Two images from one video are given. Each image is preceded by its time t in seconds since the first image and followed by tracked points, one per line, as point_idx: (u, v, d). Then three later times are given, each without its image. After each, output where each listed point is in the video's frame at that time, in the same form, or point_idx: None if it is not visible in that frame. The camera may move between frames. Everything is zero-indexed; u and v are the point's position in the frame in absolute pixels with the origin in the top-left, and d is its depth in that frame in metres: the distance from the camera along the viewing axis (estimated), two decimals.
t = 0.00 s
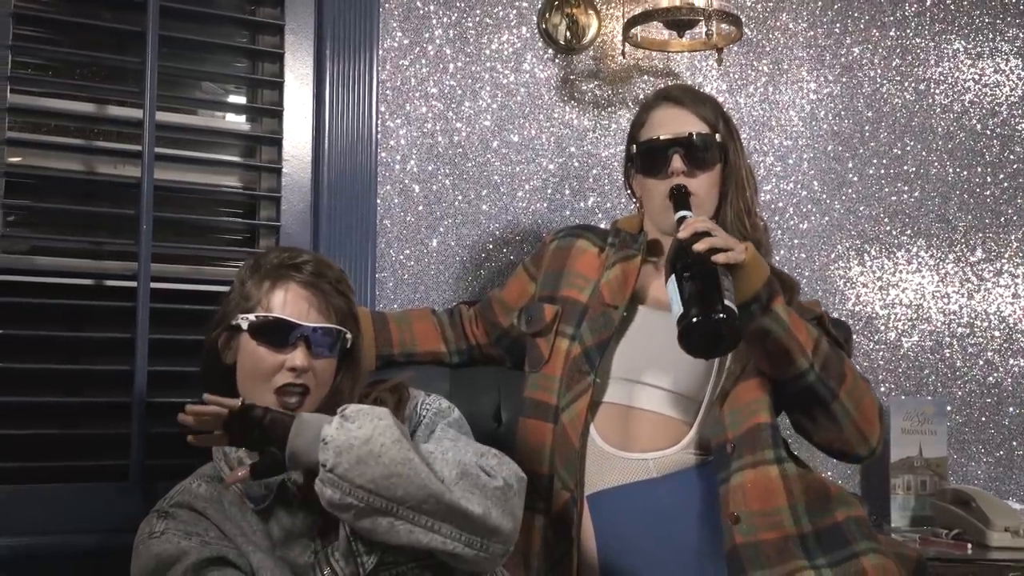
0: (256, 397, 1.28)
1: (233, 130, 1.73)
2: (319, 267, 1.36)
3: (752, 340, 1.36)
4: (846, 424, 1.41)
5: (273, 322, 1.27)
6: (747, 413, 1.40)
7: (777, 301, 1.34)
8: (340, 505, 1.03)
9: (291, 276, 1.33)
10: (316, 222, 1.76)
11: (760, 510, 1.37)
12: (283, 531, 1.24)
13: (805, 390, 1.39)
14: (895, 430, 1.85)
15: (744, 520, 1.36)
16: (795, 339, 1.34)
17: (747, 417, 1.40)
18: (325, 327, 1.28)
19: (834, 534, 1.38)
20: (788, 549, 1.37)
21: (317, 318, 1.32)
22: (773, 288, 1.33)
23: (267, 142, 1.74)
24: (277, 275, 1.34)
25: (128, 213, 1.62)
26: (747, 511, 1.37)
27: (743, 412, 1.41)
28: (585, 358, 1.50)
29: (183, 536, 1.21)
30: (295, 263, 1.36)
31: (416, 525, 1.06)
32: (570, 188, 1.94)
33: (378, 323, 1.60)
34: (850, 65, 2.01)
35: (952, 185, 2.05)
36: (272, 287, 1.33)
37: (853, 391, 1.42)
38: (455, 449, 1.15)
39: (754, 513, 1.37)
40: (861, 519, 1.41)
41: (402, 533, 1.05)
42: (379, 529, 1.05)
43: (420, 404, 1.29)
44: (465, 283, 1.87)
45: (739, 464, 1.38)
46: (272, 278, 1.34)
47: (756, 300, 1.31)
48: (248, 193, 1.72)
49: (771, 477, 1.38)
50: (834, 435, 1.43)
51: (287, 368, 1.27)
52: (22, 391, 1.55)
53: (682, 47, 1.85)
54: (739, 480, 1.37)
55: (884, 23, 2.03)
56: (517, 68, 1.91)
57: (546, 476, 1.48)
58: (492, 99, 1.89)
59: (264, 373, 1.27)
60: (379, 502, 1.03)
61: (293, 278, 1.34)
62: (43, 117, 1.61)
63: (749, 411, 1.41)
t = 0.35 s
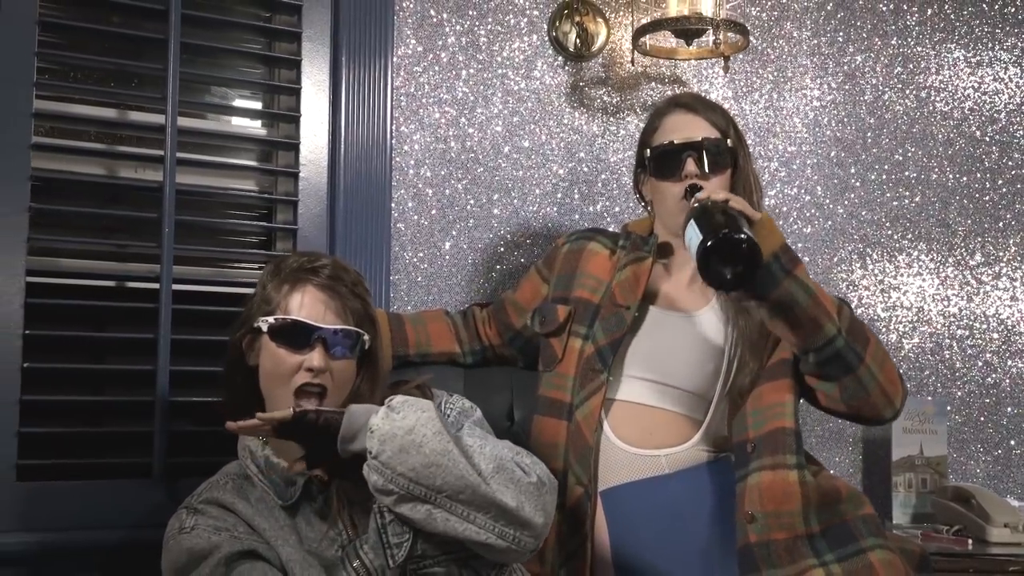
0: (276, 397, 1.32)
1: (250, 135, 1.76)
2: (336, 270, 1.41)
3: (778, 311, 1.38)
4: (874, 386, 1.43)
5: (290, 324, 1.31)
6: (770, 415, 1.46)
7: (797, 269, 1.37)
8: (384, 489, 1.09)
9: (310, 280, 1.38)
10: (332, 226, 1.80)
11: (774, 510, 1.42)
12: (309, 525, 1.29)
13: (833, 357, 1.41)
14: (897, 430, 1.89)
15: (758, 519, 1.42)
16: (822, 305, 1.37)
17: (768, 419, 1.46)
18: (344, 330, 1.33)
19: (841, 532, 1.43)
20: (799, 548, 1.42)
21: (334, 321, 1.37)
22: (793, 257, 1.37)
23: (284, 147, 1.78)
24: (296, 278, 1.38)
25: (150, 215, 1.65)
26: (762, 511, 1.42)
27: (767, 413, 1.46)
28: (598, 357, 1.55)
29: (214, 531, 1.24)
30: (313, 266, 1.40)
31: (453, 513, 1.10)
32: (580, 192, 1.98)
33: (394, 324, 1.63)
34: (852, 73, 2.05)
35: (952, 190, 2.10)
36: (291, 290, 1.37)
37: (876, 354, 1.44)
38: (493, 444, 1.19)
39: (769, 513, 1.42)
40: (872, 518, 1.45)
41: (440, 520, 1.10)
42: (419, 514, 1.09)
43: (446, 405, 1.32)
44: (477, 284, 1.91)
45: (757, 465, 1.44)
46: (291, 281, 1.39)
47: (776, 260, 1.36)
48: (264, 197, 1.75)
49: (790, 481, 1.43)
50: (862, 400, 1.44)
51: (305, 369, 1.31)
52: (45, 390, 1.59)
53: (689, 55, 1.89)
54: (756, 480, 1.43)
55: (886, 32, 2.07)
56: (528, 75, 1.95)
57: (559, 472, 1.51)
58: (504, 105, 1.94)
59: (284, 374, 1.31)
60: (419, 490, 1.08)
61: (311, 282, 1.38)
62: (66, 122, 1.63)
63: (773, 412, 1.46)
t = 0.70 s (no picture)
0: (287, 390, 1.37)
1: (261, 136, 1.80)
2: (344, 267, 1.46)
3: (786, 269, 1.46)
4: (871, 351, 1.46)
5: (298, 320, 1.36)
6: (768, 404, 1.51)
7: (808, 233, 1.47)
8: (414, 469, 1.13)
9: (318, 277, 1.43)
10: (340, 225, 1.84)
11: (775, 495, 1.47)
12: (325, 513, 1.33)
13: (835, 319, 1.46)
14: (889, 424, 1.95)
15: (760, 503, 1.46)
16: (828, 266, 1.44)
17: (767, 407, 1.51)
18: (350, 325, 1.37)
19: (839, 519, 1.49)
20: (799, 534, 1.47)
21: (340, 317, 1.42)
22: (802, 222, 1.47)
23: (294, 147, 1.83)
24: (305, 276, 1.44)
25: (164, 213, 1.69)
26: (763, 496, 1.47)
27: (765, 402, 1.51)
28: (602, 352, 1.60)
29: (232, 519, 1.29)
30: (322, 264, 1.46)
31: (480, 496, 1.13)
32: (581, 192, 2.03)
33: (402, 319, 1.68)
34: (845, 77, 2.11)
35: (942, 192, 2.16)
36: (300, 287, 1.42)
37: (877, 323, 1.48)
38: (519, 433, 1.22)
39: (769, 498, 1.47)
40: (867, 506, 1.52)
41: (466, 500, 1.13)
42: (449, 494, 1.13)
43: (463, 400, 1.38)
44: (481, 282, 1.96)
45: (758, 451, 1.49)
46: (301, 279, 1.44)
47: (788, 218, 1.45)
48: (274, 196, 1.79)
49: (790, 467, 1.48)
50: (860, 365, 1.47)
51: (313, 363, 1.36)
52: (61, 384, 1.62)
53: (689, 60, 1.95)
54: (757, 466, 1.48)
55: (879, 38, 2.13)
56: (530, 78, 2.00)
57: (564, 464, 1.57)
58: (507, 107, 1.98)
59: (293, 369, 1.36)
60: (447, 470, 1.12)
61: (318, 279, 1.43)
62: (82, 122, 1.67)
63: (770, 400, 1.51)
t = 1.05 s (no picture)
0: (282, 386, 1.38)
1: (260, 134, 1.83)
2: (333, 264, 1.46)
3: (772, 254, 1.47)
4: (855, 334, 1.48)
5: (288, 317, 1.37)
6: (755, 396, 1.55)
7: (794, 216, 1.48)
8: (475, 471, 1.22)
9: (307, 274, 1.43)
10: (337, 222, 1.87)
11: (765, 485, 1.51)
12: (328, 503, 1.35)
13: (819, 302, 1.47)
14: (874, 418, 1.99)
15: (750, 492, 1.50)
16: (812, 248, 1.45)
17: (754, 399, 1.55)
18: (339, 319, 1.38)
19: (827, 508, 1.53)
20: (788, 523, 1.51)
21: (330, 313, 1.42)
22: (789, 204, 1.47)
23: (292, 146, 1.86)
24: (293, 274, 1.44)
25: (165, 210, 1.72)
26: (754, 485, 1.50)
27: (751, 393, 1.56)
28: (596, 347, 1.63)
29: (236, 511, 1.30)
30: (310, 262, 1.46)
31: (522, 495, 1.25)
32: (573, 191, 2.07)
33: (398, 314, 1.71)
34: (832, 79, 2.15)
35: (926, 191, 2.20)
36: (288, 285, 1.43)
37: (861, 307, 1.50)
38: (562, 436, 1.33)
39: (760, 487, 1.51)
40: (854, 496, 1.56)
41: (519, 502, 1.26)
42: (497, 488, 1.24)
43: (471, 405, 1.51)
44: (476, 279, 1.99)
45: (746, 442, 1.53)
46: (290, 277, 1.45)
47: (773, 200, 1.46)
48: (272, 194, 1.81)
49: (778, 456, 1.52)
50: (843, 348, 1.49)
51: (305, 359, 1.37)
52: (63, 379, 1.65)
53: (679, 61, 1.99)
54: (747, 456, 1.52)
55: (865, 40, 2.18)
56: (523, 78, 2.03)
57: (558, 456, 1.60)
58: (501, 107, 2.02)
59: (285, 364, 1.37)
60: (509, 477, 1.22)
61: (307, 276, 1.43)
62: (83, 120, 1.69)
63: (757, 392, 1.56)
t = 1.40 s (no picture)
0: (282, 386, 1.38)
1: (259, 133, 1.85)
2: (329, 263, 1.46)
3: (764, 244, 1.51)
4: (840, 326, 1.51)
5: (287, 317, 1.38)
6: (745, 391, 1.58)
7: (786, 207, 1.51)
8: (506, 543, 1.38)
9: (304, 273, 1.43)
10: (335, 221, 1.89)
11: (757, 478, 1.54)
12: (330, 498, 1.36)
13: (805, 293, 1.50)
14: (862, 414, 2.03)
15: (743, 486, 1.53)
16: (802, 239, 1.49)
17: (745, 394, 1.58)
18: (337, 317, 1.38)
19: (819, 501, 1.56)
20: (781, 515, 1.54)
21: (329, 312, 1.42)
22: (781, 195, 1.51)
23: (291, 146, 1.87)
24: (290, 274, 1.44)
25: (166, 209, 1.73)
26: (746, 479, 1.54)
27: (742, 388, 1.59)
28: (592, 345, 1.67)
29: (240, 505, 1.30)
30: (306, 261, 1.45)
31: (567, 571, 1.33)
32: (567, 191, 2.09)
33: (396, 312, 1.74)
34: (821, 81, 2.19)
35: (913, 192, 2.24)
36: (286, 284, 1.43)
37: (848, 300, 1.53)
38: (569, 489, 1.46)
39: (753, 481, 1.54)
40: (846, 489, 1.59)
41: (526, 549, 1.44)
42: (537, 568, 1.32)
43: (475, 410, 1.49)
44: (471, 277, 2.01)
45: (739, 437, 1.56)
46: (287, 276, 1.45)
47: (767, 190, 1.50)
48: (270, 193, 1.83)
49: (771, 450, 1.55)
50: (829, 339, 1.52)
51: (304, 357, 1.37)
52: (64, 374, 1.66)
53: (671, 63, 2.02)
54: (739, 450, 1.55)
55: (853, 43, 2.21)
56: (518, 79, 2.06)
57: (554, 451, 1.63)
58: (496, 107, 2.04)
59: (285, 363, 1.37)
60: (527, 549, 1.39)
61: (304, 275, 1.43)
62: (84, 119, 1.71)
63: (747, 387, 1.58)
